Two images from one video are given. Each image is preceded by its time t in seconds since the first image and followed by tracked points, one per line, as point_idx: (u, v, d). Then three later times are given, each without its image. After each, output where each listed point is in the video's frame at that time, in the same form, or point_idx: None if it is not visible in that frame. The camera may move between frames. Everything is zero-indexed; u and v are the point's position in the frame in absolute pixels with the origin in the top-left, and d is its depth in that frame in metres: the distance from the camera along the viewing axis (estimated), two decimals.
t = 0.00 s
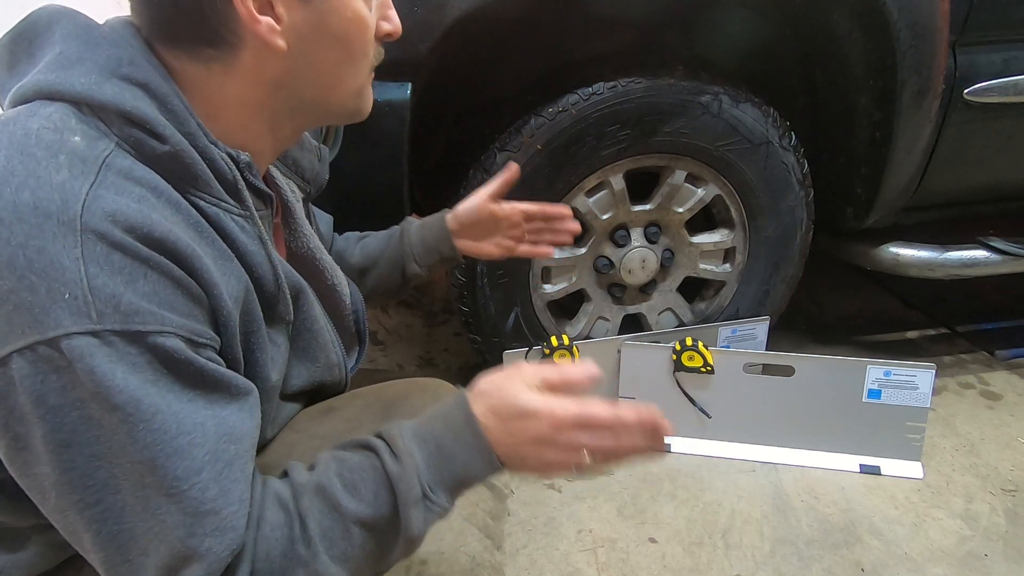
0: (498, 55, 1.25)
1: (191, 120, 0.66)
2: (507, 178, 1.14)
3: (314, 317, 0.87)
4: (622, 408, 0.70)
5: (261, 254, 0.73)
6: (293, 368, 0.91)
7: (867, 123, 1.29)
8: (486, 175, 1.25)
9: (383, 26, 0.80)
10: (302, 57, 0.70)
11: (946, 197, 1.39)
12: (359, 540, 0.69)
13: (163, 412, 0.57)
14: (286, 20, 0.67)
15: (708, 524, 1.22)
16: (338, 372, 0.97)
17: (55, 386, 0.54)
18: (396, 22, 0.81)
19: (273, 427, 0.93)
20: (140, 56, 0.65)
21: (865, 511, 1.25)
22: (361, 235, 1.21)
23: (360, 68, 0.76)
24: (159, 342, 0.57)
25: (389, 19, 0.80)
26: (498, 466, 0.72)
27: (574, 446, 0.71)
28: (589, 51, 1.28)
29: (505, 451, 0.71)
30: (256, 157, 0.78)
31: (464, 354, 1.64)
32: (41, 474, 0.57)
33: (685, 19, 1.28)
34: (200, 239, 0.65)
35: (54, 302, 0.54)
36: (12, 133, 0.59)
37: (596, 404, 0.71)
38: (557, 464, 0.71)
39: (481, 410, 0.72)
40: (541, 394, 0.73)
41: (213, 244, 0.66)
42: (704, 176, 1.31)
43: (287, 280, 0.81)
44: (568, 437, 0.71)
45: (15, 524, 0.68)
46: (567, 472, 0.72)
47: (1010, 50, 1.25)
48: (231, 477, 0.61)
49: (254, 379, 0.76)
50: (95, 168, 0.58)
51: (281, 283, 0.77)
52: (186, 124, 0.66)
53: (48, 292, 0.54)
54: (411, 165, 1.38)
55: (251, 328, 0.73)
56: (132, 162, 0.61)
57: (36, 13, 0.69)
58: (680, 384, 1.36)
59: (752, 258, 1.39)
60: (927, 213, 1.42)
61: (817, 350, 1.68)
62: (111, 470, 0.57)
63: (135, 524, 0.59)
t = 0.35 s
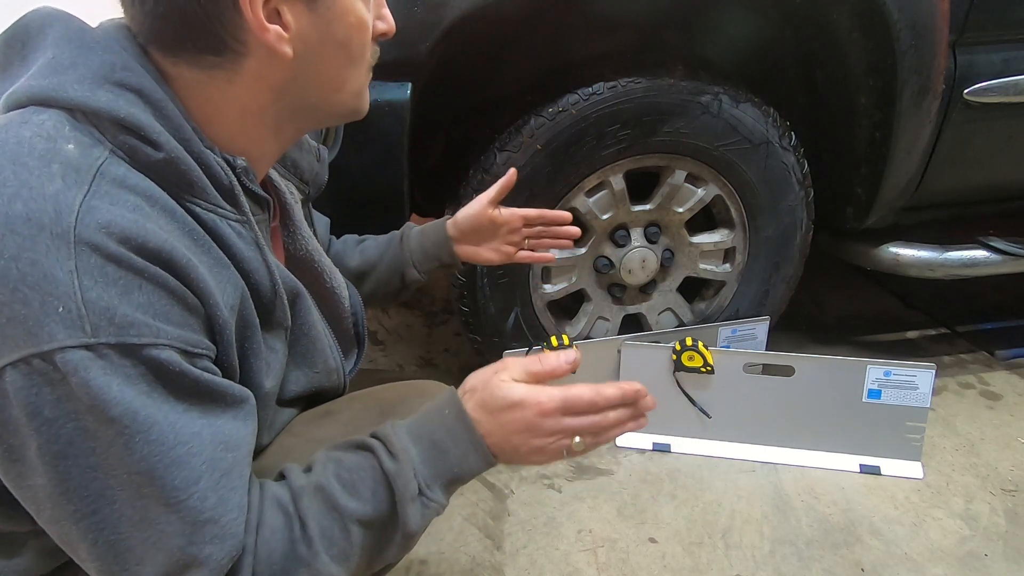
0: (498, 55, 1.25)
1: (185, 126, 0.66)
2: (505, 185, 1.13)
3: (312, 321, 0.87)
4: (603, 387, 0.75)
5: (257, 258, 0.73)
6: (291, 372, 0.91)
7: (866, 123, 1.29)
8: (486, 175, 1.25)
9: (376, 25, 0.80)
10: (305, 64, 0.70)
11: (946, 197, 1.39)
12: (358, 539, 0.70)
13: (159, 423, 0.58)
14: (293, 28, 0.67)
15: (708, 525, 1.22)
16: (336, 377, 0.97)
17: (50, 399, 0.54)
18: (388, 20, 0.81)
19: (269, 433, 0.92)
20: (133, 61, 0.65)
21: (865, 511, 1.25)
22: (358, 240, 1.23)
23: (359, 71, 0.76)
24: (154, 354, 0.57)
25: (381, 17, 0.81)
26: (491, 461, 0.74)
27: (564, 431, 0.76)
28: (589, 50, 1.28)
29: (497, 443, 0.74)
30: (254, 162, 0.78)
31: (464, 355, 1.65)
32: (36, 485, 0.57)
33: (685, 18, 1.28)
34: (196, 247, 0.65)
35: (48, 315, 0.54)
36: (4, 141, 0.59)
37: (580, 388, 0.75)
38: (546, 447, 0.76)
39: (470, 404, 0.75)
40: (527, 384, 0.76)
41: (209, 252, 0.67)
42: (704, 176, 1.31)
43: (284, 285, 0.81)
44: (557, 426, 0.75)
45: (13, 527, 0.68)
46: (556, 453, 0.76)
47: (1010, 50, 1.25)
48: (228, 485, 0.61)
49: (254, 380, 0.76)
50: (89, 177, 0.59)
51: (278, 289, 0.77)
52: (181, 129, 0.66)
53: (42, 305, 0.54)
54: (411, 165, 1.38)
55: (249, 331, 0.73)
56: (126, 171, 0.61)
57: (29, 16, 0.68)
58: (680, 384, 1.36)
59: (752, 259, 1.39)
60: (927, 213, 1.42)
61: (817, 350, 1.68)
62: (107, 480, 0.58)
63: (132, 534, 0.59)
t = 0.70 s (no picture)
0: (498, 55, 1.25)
1: (182, 126, 0.66)
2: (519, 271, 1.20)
3: (311, 321, 0.87)
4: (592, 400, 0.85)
5: (255, 259, 0.73)
6: (291, 373, 0.91)
7: (866, 123, 1.29)
8: (485, 175, 1.25)
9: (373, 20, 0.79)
10: (307, 61, 0.71)
11: (947, 197, 1.39)
12: (366, 542, 0.70)
13: (157, 426, 0.58)
14: (296, 23, 0.68)
15: (708, 524, 1.22)
16: (336, 377, 0.97)
17: (44, 403, 0.54)
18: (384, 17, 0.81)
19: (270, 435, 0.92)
20: (129, 61, 0.65)
21: (865, 511, 1.25)
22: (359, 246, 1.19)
23: (359, 68, 0.76)
24: (151, 357, 0.57)
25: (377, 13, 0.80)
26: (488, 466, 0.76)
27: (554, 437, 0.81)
28: (589, 50, 1.28)
29: (491, 436, 0.78)
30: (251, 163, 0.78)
31: (464, 354, 1.65)
32: (30, 493, 0.57)
33: (685, 18, 1.28)
34: (193, 249, 0.65)
35: (44, 319, 0.54)
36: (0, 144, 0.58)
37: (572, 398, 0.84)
38: (537, 454, 0.81)
39: (479, 418, 0.80)
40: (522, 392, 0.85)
41: (207, 253, 0.66)
42: (704, 176, 1.31)
43: (283, 286, 0.81)
44: (549, 430, 0.81)
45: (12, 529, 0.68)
46: (544, 463, 0.81)
47: (1011, 50, 1.25)
48: (228, 486, 0.61)
49: (253, 381, 0.76)
50: (85, 179, 0.58)
51: (277, 290, 0.77)
52: (178, 130, 0.66)
53: (37, 308, 0.54)
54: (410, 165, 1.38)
55: (246, 332, 0.73)
56: (122, 172, 0.61)
57: (24, 16, 0.68)
58: (680, 384, 1.37)
59: (752, 258, 1.39)
60: (927, 213, 1.42)
61: (817, 350, 1.68)
62: (103, 485, 0.57)
63: (128, 540, 0.59)
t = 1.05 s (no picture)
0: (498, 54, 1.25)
1: (184, 115, 0.66)
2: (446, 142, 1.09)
3: (311, 313, 0.88)
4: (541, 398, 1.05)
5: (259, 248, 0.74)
6: (289, 364, 0.91)
7: (866, 123, 1.29)
8: (485, 175, 1.25)
9: (358, 31, 0.68)
10: (225, 47, 0.64)
11: (947, 197, 1.39)
12: (378, 524, 0.73)
13: (170, 405, 0.58)
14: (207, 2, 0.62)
15: (708, 524, 1.22)
16: (333, 369, 0.97)
17: (52, 386, 0.54)
18: (381, 31, 0.69)
19: (270, 429, 0.93)
20: (133, 50, 0.65)
21: (865, 511, 1.25)
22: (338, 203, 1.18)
23: (300, 68, 0.66)
24: (160, 337, 0.57)
25: (373, 26, 0.69)
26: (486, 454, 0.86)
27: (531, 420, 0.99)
28: (589, 51, 1.28)
29: (490, 417, 0.91)
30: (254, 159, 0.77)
31: (464, 354, 1.65)
32: (33, 484, 0.56)
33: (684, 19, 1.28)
34: (199, 235, 0.65)
35: (52, 299, 0.53)
36: (5, 132, 0.58)
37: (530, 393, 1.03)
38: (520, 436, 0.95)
39: (475, 405, 0.92)
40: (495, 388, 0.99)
41: (211, 240, 0.67)
42: (704, 176, 1.31)
43: (286, 276, 0.82)
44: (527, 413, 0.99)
45: (13, 528, 0.68)
46: (525, 444, 0.96)
47: (1011, 50, 1.25)
48: (241, 465, 0.62)
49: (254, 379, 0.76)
50: (92, 162, 0.58)
51: (279, 278, 0.77)
52: (180, 118, 0.66)
53: (47, 286, 0.53)
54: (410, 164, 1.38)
55: (250, 327, 0.73)
56: (129, 157, 0.62)
57: (23, 13, 0.68)
58: (680, 384, 1.37)
59: (752, 257, 1.39)
60: (927, 213, 1.42)
61: (817, 350, 1.68)
62: (110, 473, 0.57)
63: (137, 530, 0.58)
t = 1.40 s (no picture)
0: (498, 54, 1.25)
1: (195, 120, 0.66)
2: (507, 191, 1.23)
3: (315, 315, 0.88)
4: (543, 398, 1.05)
5: (264, 252, 0.74)
6: (293, 366, 0.91)
7: (866, 123, 1.29)
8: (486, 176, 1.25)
9: (319, 55, 0.64)
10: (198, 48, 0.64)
11: (947, 197, 1.39)
12: (378, 522, 0.73)
13: (174, 402, 0.58)
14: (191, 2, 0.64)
15: (708, 524, 1.22)
16: (338, 373, 0.97)
17: (55, 379, 0.53)
18: (345, 58, 0.64)
19: (272, 427, 0.92)
20: (148, 55, 0.66)
21: (865, 511, 1.25)
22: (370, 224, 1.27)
23: (256, 81, 0.64)
24: (163, 335, 0.57)
25: (337, 51, 0.64)
26: (486, 453, 0.86)
27: (531, 420, 0.99)
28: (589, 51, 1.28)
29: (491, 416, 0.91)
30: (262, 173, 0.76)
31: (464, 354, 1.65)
32: (36, 477, 0.55)
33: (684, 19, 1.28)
34: (204, 236, 0.65)
35: (57, 293, 0.53)
36: (17, 130, 0.58)
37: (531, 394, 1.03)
38: (520, 435, 0.95)
39: (477, 404, 0.93)
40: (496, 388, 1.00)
41: (218, 241, 0.67)
42: (704, 176, 1.31)
43: (292, 280, 0.82)
44: (528, 413, 0.99)
45: (14, 526, 0.68)
46: (524, 443, 0.96)
47: (1011, 50, 1.25)
48: (242, 463, 0.62)
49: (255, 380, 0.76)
50: (101, 161, 0.59)
51: (285, 281, 0.77)
52: (190, 122, 0.66)
53: (51, 282, 0.53)
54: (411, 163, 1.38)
55: (255, 328, 0.73)
56: (137, 157, 0.62)
57: (47, 12, 0.68)
58: (680, 384, 1.37)
59: (752, 258, 1.39)
60: (928, 213, 1.42)
61: (817, 350, 1.68)
62: (113, 470, 0.56)
63: (136, 526, 0.58)
